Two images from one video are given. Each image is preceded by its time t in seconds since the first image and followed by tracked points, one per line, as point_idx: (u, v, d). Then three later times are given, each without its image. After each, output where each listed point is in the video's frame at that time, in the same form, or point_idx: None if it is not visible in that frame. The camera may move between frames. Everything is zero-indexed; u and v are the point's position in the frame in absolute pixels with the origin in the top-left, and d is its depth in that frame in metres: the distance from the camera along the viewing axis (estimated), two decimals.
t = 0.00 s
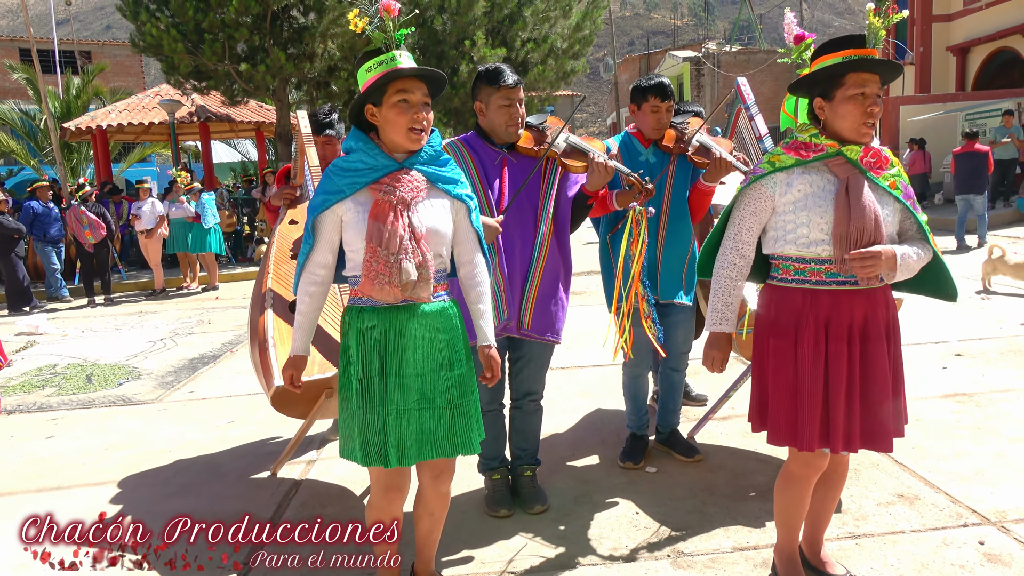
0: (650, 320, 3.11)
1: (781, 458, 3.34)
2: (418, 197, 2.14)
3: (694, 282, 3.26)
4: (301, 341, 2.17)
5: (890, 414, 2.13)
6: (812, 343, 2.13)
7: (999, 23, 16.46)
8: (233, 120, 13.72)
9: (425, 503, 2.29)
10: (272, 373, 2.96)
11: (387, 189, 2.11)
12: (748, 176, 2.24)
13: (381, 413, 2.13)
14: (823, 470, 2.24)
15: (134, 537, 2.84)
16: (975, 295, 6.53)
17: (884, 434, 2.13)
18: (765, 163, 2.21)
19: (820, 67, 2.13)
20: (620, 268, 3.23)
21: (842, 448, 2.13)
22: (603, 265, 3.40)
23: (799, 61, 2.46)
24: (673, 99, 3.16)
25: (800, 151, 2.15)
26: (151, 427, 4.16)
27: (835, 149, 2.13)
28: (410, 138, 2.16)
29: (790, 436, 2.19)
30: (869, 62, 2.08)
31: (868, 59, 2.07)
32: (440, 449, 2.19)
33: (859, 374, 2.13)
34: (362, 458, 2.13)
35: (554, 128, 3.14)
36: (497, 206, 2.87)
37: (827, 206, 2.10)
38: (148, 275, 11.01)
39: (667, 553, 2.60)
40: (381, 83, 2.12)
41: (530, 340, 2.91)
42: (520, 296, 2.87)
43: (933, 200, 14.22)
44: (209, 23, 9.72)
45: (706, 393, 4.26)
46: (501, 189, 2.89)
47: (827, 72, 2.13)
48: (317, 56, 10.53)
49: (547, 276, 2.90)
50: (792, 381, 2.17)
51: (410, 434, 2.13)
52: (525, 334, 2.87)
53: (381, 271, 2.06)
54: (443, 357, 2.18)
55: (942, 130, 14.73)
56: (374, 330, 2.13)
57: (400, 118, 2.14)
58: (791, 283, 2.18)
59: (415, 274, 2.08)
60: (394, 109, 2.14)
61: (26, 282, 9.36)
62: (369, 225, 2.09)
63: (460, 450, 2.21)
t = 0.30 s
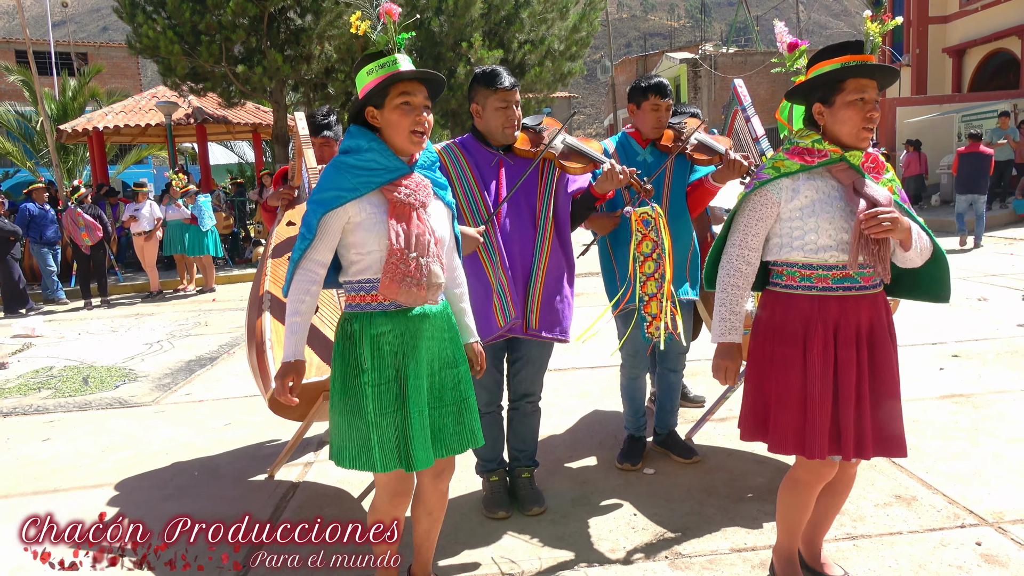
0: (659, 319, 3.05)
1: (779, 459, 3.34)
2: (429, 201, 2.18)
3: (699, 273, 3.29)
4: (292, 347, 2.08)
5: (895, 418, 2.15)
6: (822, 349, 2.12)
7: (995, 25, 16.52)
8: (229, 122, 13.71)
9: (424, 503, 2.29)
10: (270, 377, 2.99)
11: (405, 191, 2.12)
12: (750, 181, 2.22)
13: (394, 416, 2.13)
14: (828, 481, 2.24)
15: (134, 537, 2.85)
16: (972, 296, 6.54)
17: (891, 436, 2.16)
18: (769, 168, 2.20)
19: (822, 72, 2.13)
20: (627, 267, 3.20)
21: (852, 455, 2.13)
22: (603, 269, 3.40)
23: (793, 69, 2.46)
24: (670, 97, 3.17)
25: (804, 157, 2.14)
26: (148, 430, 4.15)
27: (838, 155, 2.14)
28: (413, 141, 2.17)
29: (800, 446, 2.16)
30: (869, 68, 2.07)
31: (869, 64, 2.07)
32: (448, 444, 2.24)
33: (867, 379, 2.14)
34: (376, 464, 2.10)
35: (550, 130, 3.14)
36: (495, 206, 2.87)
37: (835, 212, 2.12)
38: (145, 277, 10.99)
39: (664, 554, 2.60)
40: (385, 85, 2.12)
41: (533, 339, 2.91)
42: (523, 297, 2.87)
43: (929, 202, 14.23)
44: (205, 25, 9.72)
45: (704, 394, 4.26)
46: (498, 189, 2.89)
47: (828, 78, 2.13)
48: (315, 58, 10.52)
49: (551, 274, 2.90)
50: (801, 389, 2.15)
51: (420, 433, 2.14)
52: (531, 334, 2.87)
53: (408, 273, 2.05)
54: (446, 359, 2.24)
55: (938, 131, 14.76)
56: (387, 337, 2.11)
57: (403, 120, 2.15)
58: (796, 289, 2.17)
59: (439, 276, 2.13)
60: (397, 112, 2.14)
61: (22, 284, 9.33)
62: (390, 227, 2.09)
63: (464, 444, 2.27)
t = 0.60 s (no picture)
0: (648, 330, 3.07)
1: (776, 460, 3.35)
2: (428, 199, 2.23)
3: (689, 280, 3.29)
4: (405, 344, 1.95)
5: (898, 409, 2.22)
6: (838, 345, 2.13)
7: (991, 27, 16.57)
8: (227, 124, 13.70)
9: (421, 502, 2.29)
10: (267, 378, 2.97)
11: (411, 195, 2.14)
12: (764, 180, 2.17)
13: (408, 411, 2.15)
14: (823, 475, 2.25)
15: (134, 537, 2.86)
16: (968, 297, 6.55)
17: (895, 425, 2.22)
18: (781, 165, 2.16)
19: (817, 69, 2.13)
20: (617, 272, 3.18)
21: (865, 446, 2.17)
22: (596, 269, 3.41)
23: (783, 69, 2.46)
24: (662, 101, 3.16)
25: (814, 154, 2.13)
26: (146, 432, 4.14)
27: (843, 153, 2.17)
28: (404, 144, 2.18)
29: (820, 443, 2.15)
30: (865, 65, 2.09)
31: (865, 61, 2.08)
32: (455, 436, 2.28)
33: (877, 372, 2.18)
34: (397, 462, 2.12)
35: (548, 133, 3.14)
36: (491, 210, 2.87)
37: (849, 209, 2.14)
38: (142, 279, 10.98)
39: (662, 555, 2.60)
40: (376, 89, 2.11)
41: (522, 343, 2.92)
42: (511, 301, 2.88)
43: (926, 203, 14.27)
44: (203, 27, 9.72)
45: (702, 395, 4.26)
46: (494, 194, 2.89)
47: (824, 75, 2.13)
48: (312, 59, 10.52)
49: (540, 282, 2.91)
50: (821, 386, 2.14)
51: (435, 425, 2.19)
52: (516, 338, 2.89)
53: (428, 272, 2.10)
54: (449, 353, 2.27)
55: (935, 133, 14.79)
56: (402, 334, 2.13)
57: (395, 123, 2.15)
58: (808, 287, 2.17)
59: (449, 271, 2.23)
60: (389, 115, 2.14)
61: (19, 286, 9.31)
62: (404, 228, 2.10)
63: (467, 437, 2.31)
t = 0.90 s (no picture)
0: (628, 334, 3.08)
1: (774, 461, 3.35)
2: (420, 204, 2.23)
3: (690, 281, 3.30)
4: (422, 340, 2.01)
5: (898, 414, 2.23)
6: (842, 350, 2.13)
7: (987, 29, 16.62)
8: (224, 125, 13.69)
9: (421, 508, 2.28)
10: (264, 380, 2.96)
11: (404, 203, 2.15)
12: (769, 190, 2.15)
13: (399, 418, 2.15)
14: (828, 481, 2.24)
15: (134, 537, 2.87)
16: (965, 298, 6.56)
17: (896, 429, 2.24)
18: (785, 173, 2.15)
19: (809, 75, 2.14)
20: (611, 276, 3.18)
21: (868, 451, 2.17)
22: (597, 271, 3.41)
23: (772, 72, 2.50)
24: (665, 103, 3.16)
25: (815, 160, 2.14)
26: (143, 434, 4.13)
27: (841, 158, 2.17)
28: (394, 149, 2.17)
29: (827, 449, 2.14)
30: (857, 69, 2.09)
31: (859, 65, 2.08)
32: (446, 448, 2.26)
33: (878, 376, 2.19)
34: (390, 468, 2.11)
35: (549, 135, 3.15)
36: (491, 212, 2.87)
37: (852, 215, 2.15)
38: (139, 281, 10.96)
39: (660, 557, 2.60)
40: (363, 94, 2.11)
41: (523, 345, 2.92)
42: (513, 303, 2.88)
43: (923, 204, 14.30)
44: (201, 29, 9.72)
45: (700, 397, 4.26)
46: (493, 198, 2.89)
47: (816, 80, 2.13)
48: (310, 61, 10.52)
49: (540, 283, 2.91)
50: (825, 392, 2.14)
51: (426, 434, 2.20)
52: (518, 340, 2.88)
53: (427, 279, 2.11)
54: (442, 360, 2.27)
55: (932, 135, 14.82)
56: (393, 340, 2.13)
57: (383, 129, 2.14)
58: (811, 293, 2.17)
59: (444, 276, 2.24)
60: (377, 121, 2.13)
61: (16, 288, 9.28)
62: (399, 236, 2.11)
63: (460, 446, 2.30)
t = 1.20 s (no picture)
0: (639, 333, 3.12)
1: (771, 463, 3.36)
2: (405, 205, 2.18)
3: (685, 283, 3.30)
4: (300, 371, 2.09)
5: (898, 412, 2.21)
6: (833, 346, 2.14)
7: (984, 31, 16.67)
8: (223, 126, 13.69)
9: (417, 508, 2.29)
10: (263, 382, 2.97)
11: (379, 200, 2.12)
12: (751, 187, 2.20)
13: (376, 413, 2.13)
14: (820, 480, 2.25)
15: (134, 536, 2.88)
16: (962, 300, 6.57)
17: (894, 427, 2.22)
18: (770, 170, 2.19)
19: (804, 74, 2.15)
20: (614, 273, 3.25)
21: (863, 447, 2.17)
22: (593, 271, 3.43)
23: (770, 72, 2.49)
24: (662, 104, 3.17)
25: (801, 158, 2.15)
26: (141, 435, 4.13)
27: (832, 155, 2.18)
28: (379, 147, 2.17)
29: (819, 446, 2.15)
30: (852, 69, 2.10)
31: (852, 65, 2.09)
32: (433, 448, 2.23)
33: (873, 373, 2.19)
34: (362, 466, 2.09)
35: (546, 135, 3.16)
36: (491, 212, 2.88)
37: (837, 211, 2.14)
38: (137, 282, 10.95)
39: (658, 558, 2.60)
40: (350, 92, 2.12)
41: (521, 344, 2.91)
42: (512, 302, 2.88)
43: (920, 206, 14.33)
44: (199, 30, 9.71)
45: (698, 398, 4.27)
46: (492, 198, 2.90)
47: (807, 79, 2.15)
48: (308, 63, 10.54)
49: (540, 283, 2.91)
50: (816, 389, 2.15)
51: (403, 433, 2.15)
52: (518, 338, 2.87)
53: (392, 281, 2.06)
54: (434, 359, 2.24)
55: (929, 137, 14.85)
56: (371, 336, 2.12)
57: (370, 126, 2.14)
58: (801, 290, 2.18)
59: (422, 281, 2.14)
60: (363, 118, 2.14)
61: (13, 290, 9.27)
62: (366, 237, 2.10)
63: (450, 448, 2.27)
